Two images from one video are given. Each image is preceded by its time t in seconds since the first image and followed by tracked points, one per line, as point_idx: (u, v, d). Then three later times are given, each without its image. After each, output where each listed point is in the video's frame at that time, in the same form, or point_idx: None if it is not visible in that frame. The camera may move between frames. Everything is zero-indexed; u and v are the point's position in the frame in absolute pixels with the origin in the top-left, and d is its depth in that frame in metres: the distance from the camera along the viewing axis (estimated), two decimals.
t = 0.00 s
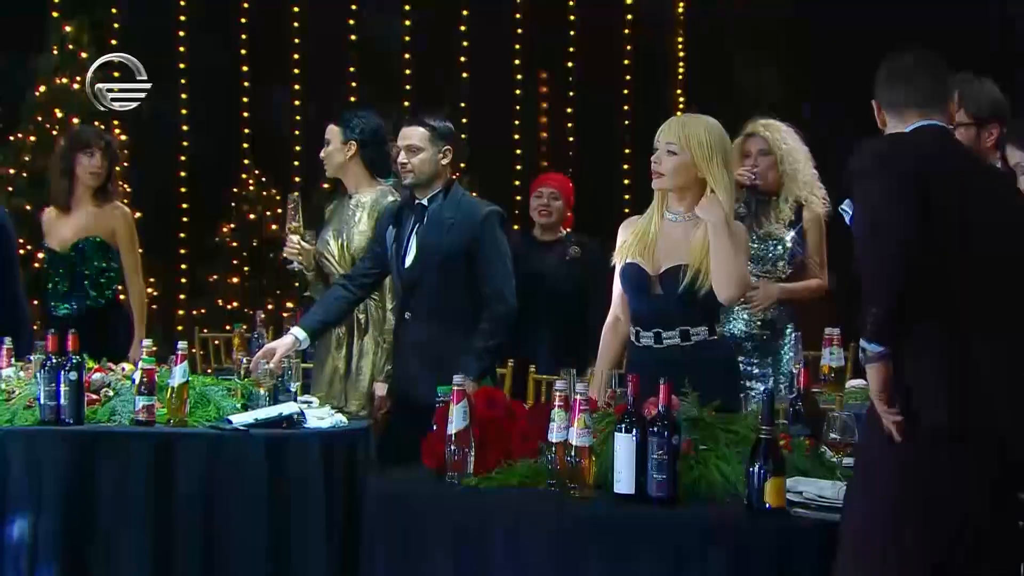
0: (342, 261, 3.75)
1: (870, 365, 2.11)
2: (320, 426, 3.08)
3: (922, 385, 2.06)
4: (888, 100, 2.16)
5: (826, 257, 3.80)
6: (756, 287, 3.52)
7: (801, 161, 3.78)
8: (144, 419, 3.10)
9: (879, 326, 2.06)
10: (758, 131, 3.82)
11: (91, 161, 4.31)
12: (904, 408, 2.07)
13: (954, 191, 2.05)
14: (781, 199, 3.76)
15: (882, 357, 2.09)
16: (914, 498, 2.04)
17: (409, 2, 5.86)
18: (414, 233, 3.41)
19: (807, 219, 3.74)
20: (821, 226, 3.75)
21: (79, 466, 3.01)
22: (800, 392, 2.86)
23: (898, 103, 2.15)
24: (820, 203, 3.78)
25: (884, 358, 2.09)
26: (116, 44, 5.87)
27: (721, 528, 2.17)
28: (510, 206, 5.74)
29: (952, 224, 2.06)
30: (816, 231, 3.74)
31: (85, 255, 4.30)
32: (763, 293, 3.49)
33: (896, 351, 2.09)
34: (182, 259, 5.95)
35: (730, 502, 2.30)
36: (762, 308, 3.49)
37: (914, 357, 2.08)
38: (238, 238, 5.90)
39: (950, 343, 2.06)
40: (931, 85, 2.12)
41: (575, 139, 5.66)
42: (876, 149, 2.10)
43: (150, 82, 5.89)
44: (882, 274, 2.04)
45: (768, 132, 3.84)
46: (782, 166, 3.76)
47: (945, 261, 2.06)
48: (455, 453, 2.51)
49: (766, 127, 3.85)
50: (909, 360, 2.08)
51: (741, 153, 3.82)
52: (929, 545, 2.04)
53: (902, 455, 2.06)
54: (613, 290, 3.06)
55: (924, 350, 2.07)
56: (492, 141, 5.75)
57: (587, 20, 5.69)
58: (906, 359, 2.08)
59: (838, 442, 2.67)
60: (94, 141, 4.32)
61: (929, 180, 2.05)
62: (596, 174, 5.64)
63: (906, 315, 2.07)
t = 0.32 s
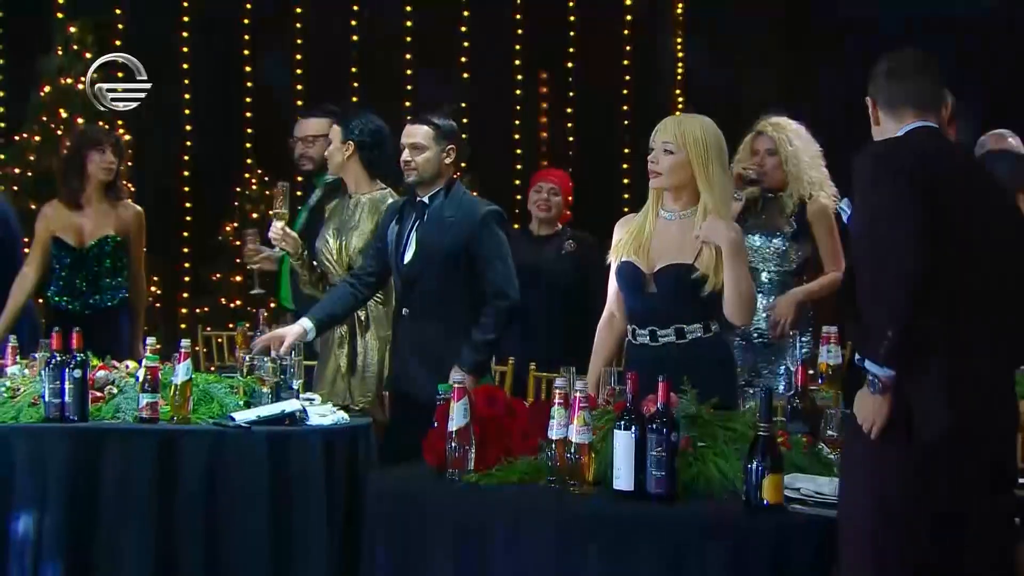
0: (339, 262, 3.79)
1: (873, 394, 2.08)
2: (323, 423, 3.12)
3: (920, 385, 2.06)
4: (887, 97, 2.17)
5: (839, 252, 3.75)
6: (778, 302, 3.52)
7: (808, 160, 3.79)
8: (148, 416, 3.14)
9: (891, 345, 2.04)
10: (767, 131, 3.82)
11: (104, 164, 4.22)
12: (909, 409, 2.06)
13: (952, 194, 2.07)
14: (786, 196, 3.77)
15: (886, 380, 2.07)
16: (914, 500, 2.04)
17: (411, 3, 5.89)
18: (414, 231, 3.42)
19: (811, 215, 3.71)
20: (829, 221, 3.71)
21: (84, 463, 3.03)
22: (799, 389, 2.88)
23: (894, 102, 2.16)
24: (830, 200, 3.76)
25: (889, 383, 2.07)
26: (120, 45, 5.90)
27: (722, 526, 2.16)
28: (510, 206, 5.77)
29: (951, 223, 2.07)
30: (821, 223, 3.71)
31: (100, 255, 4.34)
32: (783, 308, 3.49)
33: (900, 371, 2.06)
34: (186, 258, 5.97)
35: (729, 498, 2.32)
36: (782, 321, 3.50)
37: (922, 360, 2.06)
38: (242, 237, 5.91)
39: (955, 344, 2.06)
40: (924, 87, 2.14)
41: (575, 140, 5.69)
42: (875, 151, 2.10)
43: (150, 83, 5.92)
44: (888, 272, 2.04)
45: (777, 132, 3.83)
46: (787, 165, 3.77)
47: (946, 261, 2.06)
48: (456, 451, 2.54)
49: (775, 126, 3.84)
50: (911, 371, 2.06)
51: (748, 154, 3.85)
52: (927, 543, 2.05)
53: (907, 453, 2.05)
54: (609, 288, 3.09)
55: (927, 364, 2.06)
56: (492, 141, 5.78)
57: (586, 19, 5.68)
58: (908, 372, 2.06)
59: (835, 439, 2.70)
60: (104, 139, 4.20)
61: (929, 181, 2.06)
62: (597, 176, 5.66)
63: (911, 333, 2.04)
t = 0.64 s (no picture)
0: (339, 254, 3.77)
1: (869, 398, 2.08)
2: (325, 419, 3.17)
3: (920, 394, 2.03)
4: (879, 91, 2.17)
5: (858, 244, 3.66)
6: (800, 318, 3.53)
7: (818, 156, 3.76)
8: (152, 412, 3.16)
9: (890, 357, 2.02)
10: (778, 126, 3.81)
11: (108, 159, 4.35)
12: (903, 410, 2.05)
13: (952, 201, 2.03)
14: (793, 193, 3.75)
15: (884, 390, 2.06)
16: (914, 497, 2.06)
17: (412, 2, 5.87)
18: (405, 221, 3.54)
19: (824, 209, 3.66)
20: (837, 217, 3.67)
21: (88, 455, 3.06)
22: (797, 384, 2.91)
23: (888, 98, 2.15)
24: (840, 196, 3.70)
25: (885, 392, 2.06)
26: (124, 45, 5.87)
27: (721, 522, 2.16)
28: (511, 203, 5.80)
29: (949, 227, 2.02)
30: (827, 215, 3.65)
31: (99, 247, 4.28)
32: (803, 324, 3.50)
33: (901, 379, 2.04)
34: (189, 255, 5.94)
35: (727, 493, 2.35)
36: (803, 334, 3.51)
37: (925, 358, 2.03)
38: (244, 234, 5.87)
39: (961, 349, 2.03)
40: (917, 82, 2.14)
41: (575, 137, 5.75)
42: (875, 148, 2.09)
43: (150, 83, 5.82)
44: (898, 290, 2.00)
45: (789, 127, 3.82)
46: (794, 161, 3.76)
47: (950, 266, 2.02)
48: (458, 445, 2.57)
49: (787, 122, 3.81)
50: (909, 379, 2.04)
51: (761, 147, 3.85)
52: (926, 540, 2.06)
53: (907, 452, 2.05)
54: (606, 286, 3.12)
55: (924, 369, 2.03)
56: (492, 140, 5.80)
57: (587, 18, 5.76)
58: (908, 380, 2.03)
59: (832, 434, 2.71)
60: (109, 137, 4.37)
61: (928, 182, 2.02)
62: (592, 168, 5.75)
63: (914, 347, 2.02)
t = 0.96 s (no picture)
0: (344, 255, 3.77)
1: (866, 399, 2.09)
2: (329, 413, 3.20)
3: (915, 393, 2.05)
4: (870, 88, 2.19)
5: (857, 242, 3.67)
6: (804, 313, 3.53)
7: (819, 154, 3.79)
8: (158, 406, 3.19)
9: (889, 361, 2.02)
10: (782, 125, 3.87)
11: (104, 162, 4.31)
12: (902, 408, 2.07)
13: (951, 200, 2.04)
14: (793, 191, 3.76)
15: (881, 389, 2.07)
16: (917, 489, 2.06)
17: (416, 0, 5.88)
18: (391, 218, 3.64)
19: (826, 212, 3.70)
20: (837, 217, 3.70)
21: (95, 448, 3.09)
22: (797, 380, 2.93)
23: (879, 95, 2.17)
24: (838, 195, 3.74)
25: (883, 392, 2.07)
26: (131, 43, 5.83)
27: (721, 514, 2.19)
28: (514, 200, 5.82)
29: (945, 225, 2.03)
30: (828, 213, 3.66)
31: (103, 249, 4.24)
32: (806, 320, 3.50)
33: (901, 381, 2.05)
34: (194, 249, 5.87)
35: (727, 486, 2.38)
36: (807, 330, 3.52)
37: (922, 356, 2.03)
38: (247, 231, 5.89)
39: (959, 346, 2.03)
40: (907, 79, 2.16)
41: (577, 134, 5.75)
42: (874, 146, 2.11)
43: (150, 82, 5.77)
44: (894, 289, 2.00)
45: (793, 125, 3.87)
46: (794, 158, 3.79)
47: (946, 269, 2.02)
48: (461, 439, 2.60)
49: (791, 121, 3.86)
50: (909, 381, 2.05)
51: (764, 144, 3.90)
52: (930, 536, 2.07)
53: (908, 445, 2.06)
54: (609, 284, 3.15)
55: (925, 371, 2.04)
56: (496, 135, 5.79)
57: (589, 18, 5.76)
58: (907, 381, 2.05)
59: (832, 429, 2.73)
60: (103, 138, 4.28)
61: (931, 179, 2.04)
62: (595, 168, 5.75)
63: (915, 352, 2.02)
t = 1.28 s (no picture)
0: (354, 250, 3.77)
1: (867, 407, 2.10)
2: (341, 409, 3.25)
3: (911, 399, 2.08)
4: (882, 79, 2.19)
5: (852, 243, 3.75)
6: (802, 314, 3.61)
7: (820, 151, 3.81)
8: (171, 401, 3.23)
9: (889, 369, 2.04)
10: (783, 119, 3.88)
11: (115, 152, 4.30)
12: (903, 412, 2.08)
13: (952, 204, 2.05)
14: (794, 188, 3.78)
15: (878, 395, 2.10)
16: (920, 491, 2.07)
17: None
18: (397, 213, 3.71)
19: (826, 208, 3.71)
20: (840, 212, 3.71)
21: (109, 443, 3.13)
22: (806, 374, 2.94)
23: (890, 89, 2.18)
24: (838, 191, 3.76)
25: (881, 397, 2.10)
26: (144, 44, 5.84)
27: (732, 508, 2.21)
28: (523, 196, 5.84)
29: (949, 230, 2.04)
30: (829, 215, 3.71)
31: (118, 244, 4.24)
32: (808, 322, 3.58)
33: (898, 388, 2.07)
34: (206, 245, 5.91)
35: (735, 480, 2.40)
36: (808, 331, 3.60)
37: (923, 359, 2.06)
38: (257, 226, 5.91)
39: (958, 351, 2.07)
40: (919, 71, 2.17)
41: (587, 130, 5.74)
42: (885, 147, 2.11)
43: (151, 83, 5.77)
44: (898, 297, 2.02)
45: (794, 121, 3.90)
46: (794, 155, 3.81)
47: (949, 269, 2.04)
48: (472, 433, 2.62)
49: (791, 117, 3.89)
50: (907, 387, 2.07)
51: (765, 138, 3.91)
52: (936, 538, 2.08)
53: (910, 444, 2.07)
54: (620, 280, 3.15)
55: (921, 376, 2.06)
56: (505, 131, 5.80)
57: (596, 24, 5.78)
58: (904, 388, 2.06)
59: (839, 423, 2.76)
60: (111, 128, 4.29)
61: (939, 181, 2.05)
62: (603, 164, 5.73)
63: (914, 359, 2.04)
